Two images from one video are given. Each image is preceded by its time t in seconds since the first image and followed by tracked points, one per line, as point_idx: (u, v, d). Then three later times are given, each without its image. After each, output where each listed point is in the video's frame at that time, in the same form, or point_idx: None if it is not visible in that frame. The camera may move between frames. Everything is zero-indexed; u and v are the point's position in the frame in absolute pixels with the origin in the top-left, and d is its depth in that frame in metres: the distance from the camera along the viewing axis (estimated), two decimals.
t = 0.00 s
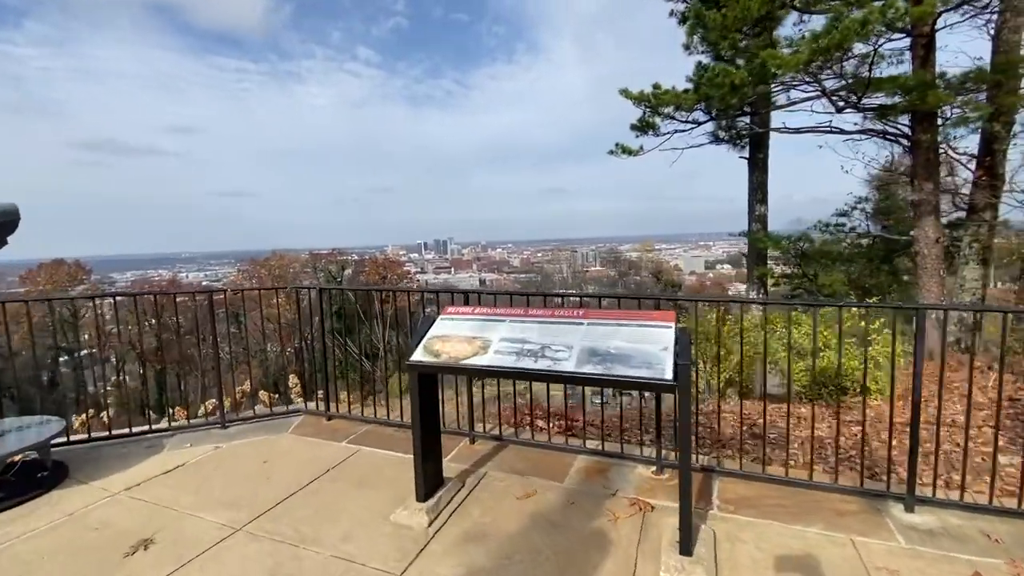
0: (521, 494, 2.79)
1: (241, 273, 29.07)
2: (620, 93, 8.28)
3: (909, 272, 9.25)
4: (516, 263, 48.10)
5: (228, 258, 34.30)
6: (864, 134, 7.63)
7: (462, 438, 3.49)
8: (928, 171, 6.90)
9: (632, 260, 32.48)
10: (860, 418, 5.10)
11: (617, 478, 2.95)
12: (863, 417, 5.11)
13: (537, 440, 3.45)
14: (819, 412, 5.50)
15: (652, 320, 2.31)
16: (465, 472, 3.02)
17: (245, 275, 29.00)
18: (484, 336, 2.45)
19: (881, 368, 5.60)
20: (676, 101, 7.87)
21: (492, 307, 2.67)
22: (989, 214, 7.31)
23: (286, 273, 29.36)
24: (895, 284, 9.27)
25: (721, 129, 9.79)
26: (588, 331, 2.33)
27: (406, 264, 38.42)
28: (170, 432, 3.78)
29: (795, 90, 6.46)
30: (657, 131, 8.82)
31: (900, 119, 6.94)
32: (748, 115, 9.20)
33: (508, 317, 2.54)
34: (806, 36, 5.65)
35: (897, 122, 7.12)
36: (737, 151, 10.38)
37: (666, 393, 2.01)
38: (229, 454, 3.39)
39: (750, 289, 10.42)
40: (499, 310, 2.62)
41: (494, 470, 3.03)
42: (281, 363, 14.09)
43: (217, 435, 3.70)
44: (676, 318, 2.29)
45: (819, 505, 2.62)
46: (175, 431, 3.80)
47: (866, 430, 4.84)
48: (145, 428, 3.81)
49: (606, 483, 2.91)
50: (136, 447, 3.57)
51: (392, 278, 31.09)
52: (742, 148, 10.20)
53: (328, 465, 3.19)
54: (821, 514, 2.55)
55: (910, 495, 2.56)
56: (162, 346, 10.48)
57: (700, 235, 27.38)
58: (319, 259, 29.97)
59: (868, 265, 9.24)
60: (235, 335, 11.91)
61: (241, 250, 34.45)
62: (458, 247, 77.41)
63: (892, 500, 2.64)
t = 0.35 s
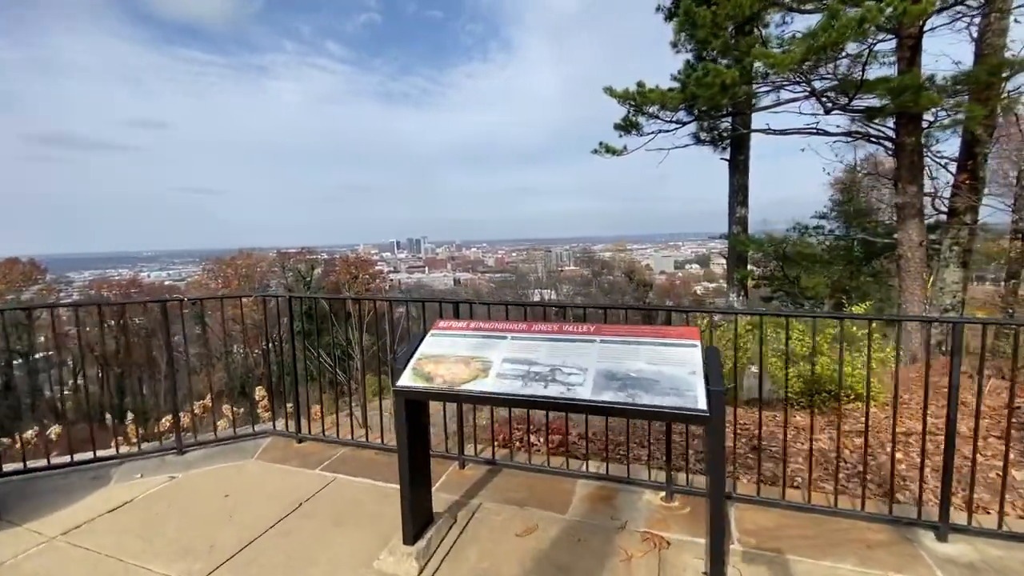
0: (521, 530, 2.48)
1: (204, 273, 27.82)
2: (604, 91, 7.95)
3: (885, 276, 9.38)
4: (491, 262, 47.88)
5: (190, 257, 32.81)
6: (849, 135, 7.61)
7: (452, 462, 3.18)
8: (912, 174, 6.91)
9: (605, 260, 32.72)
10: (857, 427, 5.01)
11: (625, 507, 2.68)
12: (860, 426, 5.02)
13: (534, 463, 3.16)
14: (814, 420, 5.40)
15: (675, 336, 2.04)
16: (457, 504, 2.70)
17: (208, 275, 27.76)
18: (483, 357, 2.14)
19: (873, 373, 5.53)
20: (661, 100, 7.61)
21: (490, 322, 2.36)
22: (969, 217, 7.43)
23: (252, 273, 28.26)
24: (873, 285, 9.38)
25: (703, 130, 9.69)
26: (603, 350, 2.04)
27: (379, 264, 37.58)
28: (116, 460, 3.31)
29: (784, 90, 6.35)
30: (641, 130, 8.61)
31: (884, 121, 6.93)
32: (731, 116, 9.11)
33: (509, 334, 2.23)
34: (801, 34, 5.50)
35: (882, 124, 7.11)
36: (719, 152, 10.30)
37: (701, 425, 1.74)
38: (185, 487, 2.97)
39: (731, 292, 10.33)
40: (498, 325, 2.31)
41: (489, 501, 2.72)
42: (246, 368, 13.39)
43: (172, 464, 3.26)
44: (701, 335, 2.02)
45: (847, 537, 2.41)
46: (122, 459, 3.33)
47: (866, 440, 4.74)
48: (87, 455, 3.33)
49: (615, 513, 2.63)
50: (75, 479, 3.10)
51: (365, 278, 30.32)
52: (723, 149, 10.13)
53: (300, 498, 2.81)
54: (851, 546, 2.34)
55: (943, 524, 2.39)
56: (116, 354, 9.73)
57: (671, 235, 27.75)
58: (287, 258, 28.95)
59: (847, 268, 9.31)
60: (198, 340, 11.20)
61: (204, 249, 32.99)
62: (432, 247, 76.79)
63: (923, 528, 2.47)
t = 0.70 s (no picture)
0: (529, 565, 2.20)
1: (167, 274, 26.59)
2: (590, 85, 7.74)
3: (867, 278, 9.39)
4: (466, 262, 47.53)
5: (152, 257, 31.35)
6: (834, 134, 7.57)
7: (444, 484, 2.88)
8: (897, 173, 6.90)
9: (580, 259, 32.89)
10: (857, 430, 4.91)
11: (641, 534, 2.42)
12: (860, 429, 4.93)
13: (536, 483, 2.88)
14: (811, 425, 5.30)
15: (709, 347, 1.79)
16: (454, 536, 2.40)
17: (171, 276, 26.53)
18: (489, 373, 1.84)
19: (868, 374, 5.45)
20: (648, 95, 7.38)
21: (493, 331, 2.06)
22: (949, 215, 7.46)
23: (219, 273, 27.20)
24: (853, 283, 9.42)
25: (687, 128, 9.60)
26: (629, 365, 1.77)
27: (352, 263, 36.69)
28: (57, 492, 2.87)
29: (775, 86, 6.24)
30: (626, 126, 8.41)
31: (869, 119, 6.90)
32: (714, 114, 9.03)
33: (517, 346, 1.94)
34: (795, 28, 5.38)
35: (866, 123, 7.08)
36: (702, 150, 10.22)
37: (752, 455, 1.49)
38: (139, 523, 2.58)
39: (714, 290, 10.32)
40: (504, 336, 2.01)
41: (491, 532, 2.43)
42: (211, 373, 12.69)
43: (124, 495, 2.85)
44: (738, 346, 1.78)
45: (882, 560, 2.23)
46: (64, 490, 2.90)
47: (868, 446, 4.64)
48: (22, 486, 2.88)
49: (631, 542, 2.36)
50: (6, 517, 2.66)
51: (338, 278, 29.51)
52: (706, 147, 10.05)
53: (275, 534, 2.46)
54: (889, 571, 2.16)
55: (982, 543, 2.23)
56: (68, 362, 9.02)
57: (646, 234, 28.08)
58: (256, 257, 27.93)
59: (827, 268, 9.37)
60: (160, 345, 10.53)
61: (166, 248, 31.56)
62: (406, 246, 76.23)
63: (960, 548, 2.30)
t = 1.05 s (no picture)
0: None
1: (133, 272, 25.46)
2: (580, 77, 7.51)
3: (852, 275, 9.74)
4: (444, 258, 47.14)
5: (115, 255, 30.00)
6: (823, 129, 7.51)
7: (447, 509, 2.61)
8: (887, 170, 6.87)
9: (558, 255, 32.95)
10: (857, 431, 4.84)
11: (670, 563, 2.18)
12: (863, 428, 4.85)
13: (547, 506, 2.62)
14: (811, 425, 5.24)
15: (766, 364, 1.57)
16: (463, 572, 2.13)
17: (136, 275, 25.39)
18: (515, 396, 1.58)
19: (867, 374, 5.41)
20: (639, 89, 7.17)
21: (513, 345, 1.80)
22: (934, 213, 7.45)
23: (187, 271, 26.21)
24: (839, 279, 9.78)
25: (675, 123, 9.47)
26: (679, 386, 1.54)
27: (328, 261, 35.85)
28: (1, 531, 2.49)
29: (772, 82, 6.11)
30: (615, 121, 8.21)
31: (859, 116, 6.84)
32: (702, 109, 8.91)
33: (543, 362, 1.69)
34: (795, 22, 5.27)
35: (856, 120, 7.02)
36: (689, 146, 10.10)
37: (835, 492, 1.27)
38: (98, 567, 2.23)
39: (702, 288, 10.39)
40: (528, 350, 1.76)
41: (504, 567, 2.17)
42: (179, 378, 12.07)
43: (81, 534, 2.49)
44: (798, 362, 1.57)
45: None
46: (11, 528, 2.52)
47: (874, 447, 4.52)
48: None
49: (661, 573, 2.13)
50: None
51: (313, 276, 28.79)
52: (694, 143, 9.93)
53: None
54: None
55: None
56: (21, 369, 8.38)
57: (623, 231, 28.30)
58: (226, 255, 26.99)
59: (815, 265, 9.58)
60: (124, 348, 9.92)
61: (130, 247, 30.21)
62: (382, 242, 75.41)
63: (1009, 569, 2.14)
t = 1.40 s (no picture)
0: None
1: (99, 270, 24.47)
2: (573, 68, 7.32)
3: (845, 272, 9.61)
4: (423, 256, 46.76)
5: (79, 254, 28.75)
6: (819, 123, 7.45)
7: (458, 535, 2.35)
8: (883, 165, 6.82)
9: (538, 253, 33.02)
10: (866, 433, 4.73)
11: None
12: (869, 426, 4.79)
13: (568, 531, 2.35)
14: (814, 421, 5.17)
15: (855, 378, 1.36)
16: None
17: (104, 273, 24.32)
18: (565, 422, 1.34)
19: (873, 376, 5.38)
20: (636, 82, 6.96)
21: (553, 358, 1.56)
22: (925, 209, 7.48)
23: (158, 270, 25.28)
24: (829, 276, 9.60)
25: (666, 117, 9.33)
26: (757, 406, 1.32)
27: (304, 258, 35.09)
28: None
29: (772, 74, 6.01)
30: (608, 114, 8.00)
31: (856, 110, 6.77)
32: (693, 104, 8.78)
33: (592, 379, 1.46)
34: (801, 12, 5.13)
35: (852, 114, 6.97)
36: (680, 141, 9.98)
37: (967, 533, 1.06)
38: None
39: (693, 286, 10.39)
40: (573, 365, 1.51)
41: None
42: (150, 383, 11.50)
43: None
44: (888, 374, 1.37)
45: None
46: None
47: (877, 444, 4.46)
48: None
49: None
50: None
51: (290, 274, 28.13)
52: (685, 139, 9.81)
53: None
54: None
55: None
56: None
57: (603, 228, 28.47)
58: (199, 254, 26.14)
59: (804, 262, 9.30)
60: (92, 351, 9.36)
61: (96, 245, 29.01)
62: (360, 240, 74.65)
63: None
